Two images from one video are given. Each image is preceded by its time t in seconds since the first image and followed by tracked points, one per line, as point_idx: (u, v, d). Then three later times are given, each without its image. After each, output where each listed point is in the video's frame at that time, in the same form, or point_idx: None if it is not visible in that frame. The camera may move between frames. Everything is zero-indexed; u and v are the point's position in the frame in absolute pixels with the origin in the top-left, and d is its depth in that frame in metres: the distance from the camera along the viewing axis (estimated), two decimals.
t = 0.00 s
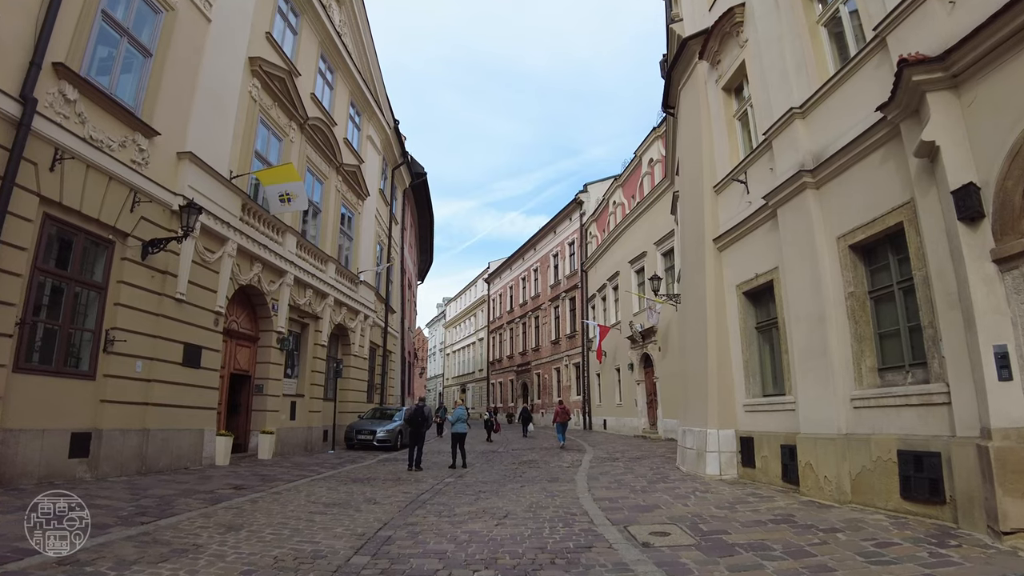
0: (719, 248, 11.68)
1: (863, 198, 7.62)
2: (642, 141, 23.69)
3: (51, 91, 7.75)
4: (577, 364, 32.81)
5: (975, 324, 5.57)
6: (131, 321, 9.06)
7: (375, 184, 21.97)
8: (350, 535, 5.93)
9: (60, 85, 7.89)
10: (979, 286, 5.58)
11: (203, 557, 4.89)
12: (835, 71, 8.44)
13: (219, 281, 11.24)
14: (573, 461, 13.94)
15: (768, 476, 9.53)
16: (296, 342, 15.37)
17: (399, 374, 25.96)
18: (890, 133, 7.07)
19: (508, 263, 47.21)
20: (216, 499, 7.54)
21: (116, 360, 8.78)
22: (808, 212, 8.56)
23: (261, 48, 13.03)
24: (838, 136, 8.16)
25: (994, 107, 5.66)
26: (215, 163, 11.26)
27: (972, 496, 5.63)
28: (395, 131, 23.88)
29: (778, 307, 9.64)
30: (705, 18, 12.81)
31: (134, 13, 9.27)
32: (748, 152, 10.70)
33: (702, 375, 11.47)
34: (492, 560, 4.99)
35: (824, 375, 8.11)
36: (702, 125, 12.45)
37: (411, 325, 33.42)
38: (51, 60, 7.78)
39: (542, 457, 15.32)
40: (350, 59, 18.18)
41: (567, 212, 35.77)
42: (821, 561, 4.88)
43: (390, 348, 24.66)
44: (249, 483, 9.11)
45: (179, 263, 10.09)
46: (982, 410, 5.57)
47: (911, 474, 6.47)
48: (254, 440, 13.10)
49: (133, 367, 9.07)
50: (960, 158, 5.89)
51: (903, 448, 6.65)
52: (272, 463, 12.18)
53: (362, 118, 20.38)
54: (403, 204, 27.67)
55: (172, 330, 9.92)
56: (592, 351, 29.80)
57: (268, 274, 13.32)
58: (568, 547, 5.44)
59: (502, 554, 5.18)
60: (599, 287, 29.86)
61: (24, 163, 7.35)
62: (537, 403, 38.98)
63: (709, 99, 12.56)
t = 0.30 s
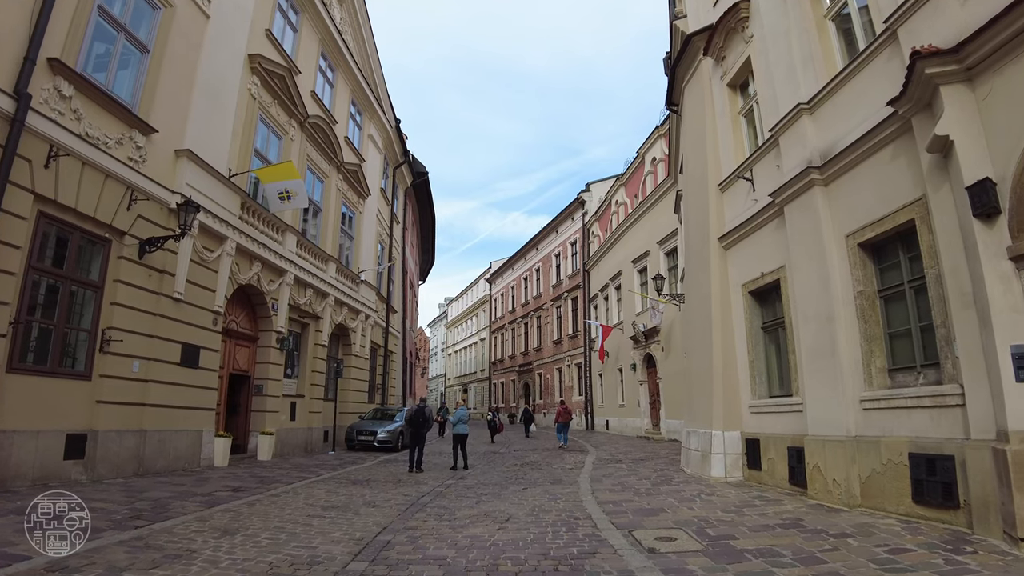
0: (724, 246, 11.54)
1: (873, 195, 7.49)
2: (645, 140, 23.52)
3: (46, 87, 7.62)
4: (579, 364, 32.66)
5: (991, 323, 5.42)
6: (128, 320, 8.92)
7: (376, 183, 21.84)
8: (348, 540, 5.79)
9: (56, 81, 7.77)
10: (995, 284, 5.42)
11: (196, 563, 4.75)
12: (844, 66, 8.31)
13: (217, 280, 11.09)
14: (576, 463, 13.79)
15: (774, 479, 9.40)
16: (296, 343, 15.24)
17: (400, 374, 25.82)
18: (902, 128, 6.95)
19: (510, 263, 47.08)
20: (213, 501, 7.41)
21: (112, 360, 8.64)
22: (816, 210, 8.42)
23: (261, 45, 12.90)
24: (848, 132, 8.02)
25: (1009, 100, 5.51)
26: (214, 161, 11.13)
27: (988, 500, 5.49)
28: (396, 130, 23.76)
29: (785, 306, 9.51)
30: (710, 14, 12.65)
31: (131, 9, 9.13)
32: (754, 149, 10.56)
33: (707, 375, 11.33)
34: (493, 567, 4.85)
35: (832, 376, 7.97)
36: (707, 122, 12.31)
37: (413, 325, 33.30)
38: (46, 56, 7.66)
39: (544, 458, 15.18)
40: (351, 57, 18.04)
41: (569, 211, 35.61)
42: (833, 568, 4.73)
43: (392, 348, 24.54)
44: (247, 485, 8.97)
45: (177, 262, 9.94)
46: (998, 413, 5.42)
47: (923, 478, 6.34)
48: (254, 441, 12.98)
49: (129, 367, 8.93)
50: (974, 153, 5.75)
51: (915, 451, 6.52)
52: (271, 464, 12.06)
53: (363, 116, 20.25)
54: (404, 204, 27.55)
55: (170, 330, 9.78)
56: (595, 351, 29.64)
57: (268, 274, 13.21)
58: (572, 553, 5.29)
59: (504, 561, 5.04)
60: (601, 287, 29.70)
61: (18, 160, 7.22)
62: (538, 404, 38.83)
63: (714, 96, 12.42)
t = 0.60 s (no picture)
0: (728, 244, 11.40)
1: (883, 191, 7.38)
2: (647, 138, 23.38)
3: (40, 82, 7.47)
4: (581, 364, 32.52)
5: (1006, 321, 5.28)
6: (125, 319, 8.75)
7: (377, 181, 21.71)
8: (345, 543, 5.66)
9: (50, 77, 7.61)
10: (1010, 280, 5.27)
11: (187, 568, 4.62)
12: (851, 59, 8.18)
13: (216, 279, 10.96)
14: (578, 463, 13.66)
15: (780, 480, 9.28)
16: (295, 342, 15.12)
17: (401, 374, 25.71)
18: (913, 121, 6.83)
19: (511, 263, 46.95)
20: (209, 503, 7.28)
21: (108, 360, 8.48)
22: (823, 206, 8.30)
23: (260, 42, 12.74)
24: (857, 126, 7.89)
25: None
26: (213, 158, 10.97)
27: (1003, 503, 5.34)
28: (397, 128, 23.66)
29: (791, 305, 9.37)
30: (714, 9, 12.49)
31: (128, 3, 8.96)
32: (759, 145, 10.42)
33: (711, 375, 11.19)
34: (493, 572, 4.71)
35: (840, 376, 7.85)
36: (711, 118, 12.16)
37: (414, 325, 33.19)
38: (40, 50, 7.50)
39: (545, 459, 15.04)
40: (351, 55, 17.91)
41: (571, 210, 35.46)
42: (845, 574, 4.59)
43: (393, 347, 24.42)
44: (244, 486, 8.83)
45: (174, 260, 9.77)
46: (1015, 414, 5.28)
47: (935, 480, 6.23)
48: (253, 441, 12.87)
49: (125, 366, 8.77)
50: (988, 146, 5.60)
51: (926, 452, 6.41)
52: (271, 464, 11.94)
53: (363, 114, 20.13)
54: (406, 203, 27.44)
55: (166, 329, 9.60)
56: (597, 351, 29.51)
57: (267, 273, 13.08)
58: (575, 557, 5.15)
59: (505, 565, 4.89)
60: (603, 286, 29.54)
61: (11, 156, 7.06)
62: (540, 404, 38.69)
63: (717, 92, 12.27)
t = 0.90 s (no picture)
0: (733, 241, 11.27)
1: (893, 184, 7.28)
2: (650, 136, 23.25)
3: (34, 76, 7.27)
4: (583, 364, 32.40)
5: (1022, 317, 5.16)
6: (122, 317, 8.56)
7: (378, 180, 21.60)
8: (343, 545, 5.53)
9: (45, 71, 7.42)
10: None
11: (179, 570, 4.49)
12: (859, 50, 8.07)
13: (214, 276, 10.82)
14: (581, 463, 13.53)
15: (787, 480, 9.16)
16: (295, 341, 14.99)
17: (402, 374, 25.58)
18: (924, 112, 6.74)
19: (513, 262, 46.84)
20: (206, 503, 7.15)
21: (105, 358, 8.28)
22: (830, 201, 8.20)
23: (260, 39, 12.59)
24: (866, 118, 7.77)
25: None
26: (212, 154, 10.81)
27: (1019, 504, 5.19)
28: (399, 126, 23.55)
29: (798, 302, 9.25)
30: (718, 3, 12.34)
31: None
32: (765, 140, 10.30)
33: (716, 374, 11.05)
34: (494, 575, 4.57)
35: (849, 373, 7.74)
36: (715, 114, 12.04)
37: (415, 324, 33.08)
38: (35, 44, 7.31)
39: (547, 459, 14.91)
40: (352, 52, 17.77)
41: (572, 209, 35.33)
42: None
43: (394, 347, 24.30)
44: (242, 486, 8.70)
45: (172, 257, 9.57)
46: None
47: (948, 480, 6.13)
48: (252, 440, 12.76)
49: (122, 365, 8.57)
50: (1004, 135, 5.45)
51: (938, 451, 6.30)
52: (270, 464, 11.84)
53: (364, 112, 20.02)
54: (407, 201, 27.34)
55: (164, 327, 9.41)
56: (599, 351, 29.37)
57: (266, 271, 12.96)
58: (578, 560, 5.01)
59: (506, 568, 4.76)
60: (606, 285, 29.40)
61: (4, 151, 6.86)
62: (542, 404, 38.55)
63: (721, 87, 12.14)
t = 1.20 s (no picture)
0: (739, 239, 11.11)
1: (904, 179, 7.14)
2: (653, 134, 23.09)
3: (30, 72, 7.13)
4: (586, 364, 32.25)
5: None
6: (119, 317, 8.41)
7: (380, 179, 21.49)
8: (341, 550, 5.39)
9: (41, 67, 7.27)
10: None
11: None
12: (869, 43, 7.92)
13: (214, 276, 10.71)
14: (585, 465, 13.39)
15: (795, 482, 9.02)
16: (296, 341, 14.88)
17: (405, 374, 25.47)
18: (937, 104, 6.59)
19: (516, 262, 46.71)
20: (203, 506, 7.02)
21: (102, 359, 8.13)
22: (838, 196, 8.06)
23: (260, 36, 12.47)
24: (876, 111, 7.62)
25: None
26: (211, 152, 10.69)
27: None
28: (401, 125, 23.43)
29: (806, 300, 9.10)
30: None
31: None
32: (772, 135, 10.16)
33: (722, 374, 10.89)
34: None
35: (859, 373, 7.57)
36: (720, 110, 11.89)
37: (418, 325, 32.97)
38: (30, 40, 7.16)
39: (551, 460, 14.76)
40: (353, 51, 17.65)
41: (576, 209, 35.17)
42: None
43: (396, 347, 24.19)
44: (241, 488, 8.58)
45: (170, 257, 9.45)
46: None
47: (963, 483, 5.97)
48: (252, 441, 12.64)
49: (119, 365, 8.42)
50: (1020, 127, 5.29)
51: (953, 454, 6.14)
52: (271, 465, 11.73)
53: (365, 111, 19.91)
54: (409, 201, 27.23)
55: (163, 327, 9.27)
56: (603, 351, 29.21)
57: (267, 270, 12.84)
58: (582, 566, 4.86)
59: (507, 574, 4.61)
60: (609, 285, 29.23)
61: None
62: (546, 404, 38.39)
63: (726, 82, 11.99)
